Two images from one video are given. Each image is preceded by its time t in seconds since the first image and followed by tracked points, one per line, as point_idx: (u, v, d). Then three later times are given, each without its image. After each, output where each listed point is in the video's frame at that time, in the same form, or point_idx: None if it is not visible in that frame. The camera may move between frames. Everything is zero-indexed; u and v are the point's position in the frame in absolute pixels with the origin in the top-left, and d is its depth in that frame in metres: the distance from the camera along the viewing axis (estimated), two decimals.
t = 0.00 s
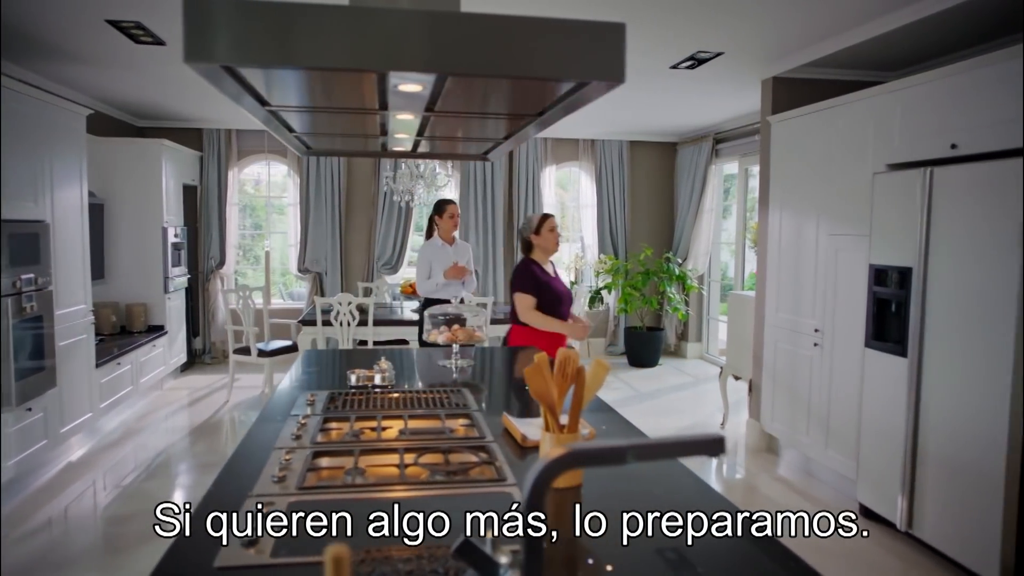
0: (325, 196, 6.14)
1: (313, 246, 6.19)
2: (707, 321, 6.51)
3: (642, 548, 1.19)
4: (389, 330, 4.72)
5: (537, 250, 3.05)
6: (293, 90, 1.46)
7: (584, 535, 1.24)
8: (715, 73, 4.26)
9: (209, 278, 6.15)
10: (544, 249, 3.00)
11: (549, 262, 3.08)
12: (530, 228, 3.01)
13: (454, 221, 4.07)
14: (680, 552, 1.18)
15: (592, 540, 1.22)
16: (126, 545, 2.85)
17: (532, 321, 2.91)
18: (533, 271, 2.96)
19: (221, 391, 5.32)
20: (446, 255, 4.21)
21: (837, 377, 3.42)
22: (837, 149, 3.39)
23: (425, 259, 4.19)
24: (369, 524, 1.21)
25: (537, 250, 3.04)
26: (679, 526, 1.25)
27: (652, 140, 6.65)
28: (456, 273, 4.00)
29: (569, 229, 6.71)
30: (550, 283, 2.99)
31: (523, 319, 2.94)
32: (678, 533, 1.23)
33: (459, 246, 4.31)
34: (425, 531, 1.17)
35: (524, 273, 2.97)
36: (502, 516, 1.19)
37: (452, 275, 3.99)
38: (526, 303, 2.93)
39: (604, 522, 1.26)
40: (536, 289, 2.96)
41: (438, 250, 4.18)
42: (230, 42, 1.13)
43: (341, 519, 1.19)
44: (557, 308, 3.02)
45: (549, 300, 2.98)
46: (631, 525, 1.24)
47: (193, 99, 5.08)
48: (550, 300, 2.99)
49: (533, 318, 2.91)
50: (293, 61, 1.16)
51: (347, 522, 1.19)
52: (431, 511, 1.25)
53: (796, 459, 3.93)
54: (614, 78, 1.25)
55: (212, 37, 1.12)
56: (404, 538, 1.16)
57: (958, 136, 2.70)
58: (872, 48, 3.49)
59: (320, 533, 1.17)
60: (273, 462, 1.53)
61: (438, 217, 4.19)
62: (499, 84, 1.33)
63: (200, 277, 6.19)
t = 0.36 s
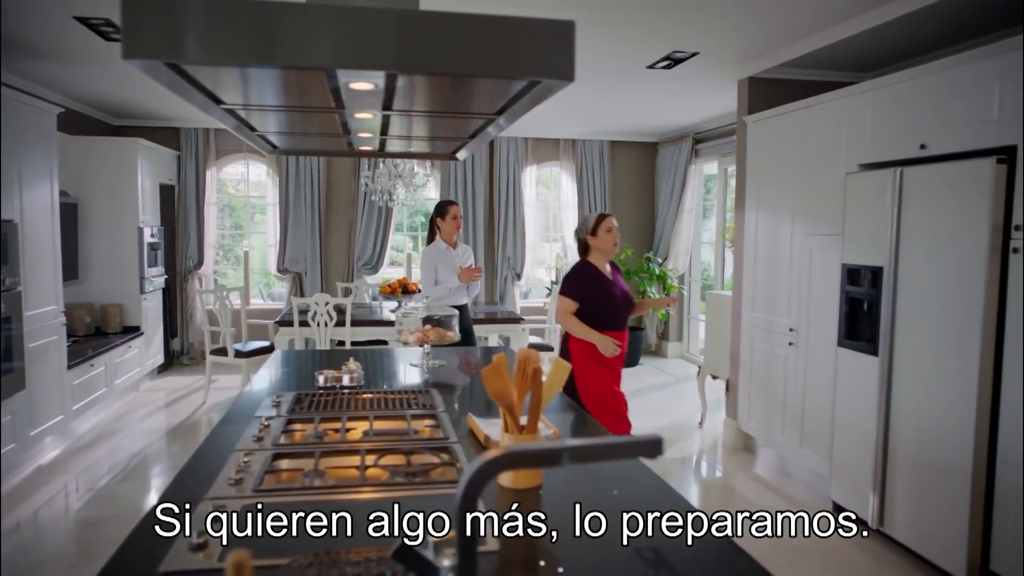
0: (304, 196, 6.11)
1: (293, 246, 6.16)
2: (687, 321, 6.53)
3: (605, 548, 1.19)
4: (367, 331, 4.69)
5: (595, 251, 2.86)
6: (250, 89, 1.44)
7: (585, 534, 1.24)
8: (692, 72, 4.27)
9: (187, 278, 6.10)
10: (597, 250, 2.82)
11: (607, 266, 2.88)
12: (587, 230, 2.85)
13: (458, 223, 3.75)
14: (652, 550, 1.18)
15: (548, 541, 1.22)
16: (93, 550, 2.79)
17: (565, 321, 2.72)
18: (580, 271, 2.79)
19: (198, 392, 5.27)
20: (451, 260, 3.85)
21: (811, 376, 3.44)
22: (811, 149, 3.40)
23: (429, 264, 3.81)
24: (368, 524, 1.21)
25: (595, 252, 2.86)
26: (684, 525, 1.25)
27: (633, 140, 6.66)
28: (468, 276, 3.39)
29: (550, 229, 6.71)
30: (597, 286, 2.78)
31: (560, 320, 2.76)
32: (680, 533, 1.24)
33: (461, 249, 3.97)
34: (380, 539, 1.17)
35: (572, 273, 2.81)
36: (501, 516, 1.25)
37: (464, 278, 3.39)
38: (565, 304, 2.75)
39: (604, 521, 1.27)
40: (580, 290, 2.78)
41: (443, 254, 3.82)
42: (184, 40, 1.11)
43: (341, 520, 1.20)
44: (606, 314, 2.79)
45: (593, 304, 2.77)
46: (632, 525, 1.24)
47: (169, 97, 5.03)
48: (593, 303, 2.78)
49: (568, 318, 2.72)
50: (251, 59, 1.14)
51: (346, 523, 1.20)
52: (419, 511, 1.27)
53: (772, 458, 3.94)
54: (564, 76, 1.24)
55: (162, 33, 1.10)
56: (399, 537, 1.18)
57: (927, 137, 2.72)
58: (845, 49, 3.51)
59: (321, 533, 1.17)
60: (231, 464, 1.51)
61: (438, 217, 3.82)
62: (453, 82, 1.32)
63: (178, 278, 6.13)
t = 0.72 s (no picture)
0: (282, 196, 6.07)
1: (270, 246, 6.12)
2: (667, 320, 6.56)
3: (560, 551, 1.18)
4: (343, 331, 4.67)
5: (647, 254, 3.09)
6: (199, 86, 1.42)
7: (585, 534, 1.24)
8: (666, 73, 4.28)
9: (163, 278, 6.03)
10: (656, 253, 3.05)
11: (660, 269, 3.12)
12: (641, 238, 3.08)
13: (463, 220, 3.53)
14: (616, 551, 1.18)
15: (501, 543, 1.21)
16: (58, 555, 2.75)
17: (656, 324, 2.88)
18: (648, 275, 2.99)
19: (173, 394, 5.22)
20: (453, 260, 3.66)
21: (784, 375, 3.45)
22: (783, 149, 3.42)
23: (430, 262, 3.62)
24: (370, 524, 1.18)
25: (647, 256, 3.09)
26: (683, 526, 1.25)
27: (612, 140, 6.68)
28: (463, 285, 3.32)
29: (529, 228, 6.71)
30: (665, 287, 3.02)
31: (642, 323, 2.92)
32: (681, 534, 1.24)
33: (466, 249, 3.75)
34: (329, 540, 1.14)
35: (637, 278, 2.98)
36: (501, 517, 1.26)
37: (459, 286, 3.31)
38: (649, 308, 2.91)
39: (605, 520, 1.27)
40: (653, 293, 2.96)
41: (445, 253, 3.63)
42: (135, 38, 1.10)
43: (341, 519, 1.19)
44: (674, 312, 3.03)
45: (666, 304, 2.99)
46: (632, 525, 1.24)
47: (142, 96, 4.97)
48: (666, 303, 3.00)
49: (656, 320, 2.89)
50: (213, 58, 1.14)
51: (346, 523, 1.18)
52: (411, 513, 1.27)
53: (746, 457, 3.97)
54: (509, 71, 1.25)
55: (115, 31, 1.09)
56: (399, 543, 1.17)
57: (894, 136, 2.74)
58: (816, 50, 3.53)
59: (322, 533, 1.15)
60: (185, 467, 1.49)
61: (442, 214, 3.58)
62: (404, 79, 1.31)
63: (153, 278, 6.06)
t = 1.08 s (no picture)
0: (264, 195, 6.04)
1: (252, 246, 6.08)
2: (651, 320, 6.57)
3: (528, 553, 1.18)
4: (323, 332, 4.65)
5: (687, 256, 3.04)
6: (151, 83, 1.40)
7: (585, 534, 1.24)
8: (646, 72, 4.28)
9: (144, 279, 5.98)
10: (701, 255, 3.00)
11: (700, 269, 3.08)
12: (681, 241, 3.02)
13: (462, 222, 3.48)
14: (575, 554, 1.18)
15: (462, 546, 1.19)
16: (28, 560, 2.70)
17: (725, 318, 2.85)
18: (689, 278, 2.96)
19: (153, 395, 5.17)
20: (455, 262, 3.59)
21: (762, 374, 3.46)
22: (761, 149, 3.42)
23: (429, 264, 3.56)
24: (368, 524, 1.24)
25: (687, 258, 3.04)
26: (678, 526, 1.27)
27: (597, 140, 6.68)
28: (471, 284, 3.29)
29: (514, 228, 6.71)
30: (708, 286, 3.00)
31: (710, 318, 2.86)
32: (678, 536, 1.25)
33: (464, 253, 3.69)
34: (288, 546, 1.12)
35: (682, 282, 2.94)
36: (501, 516, 1.26)
37: (465, 286, 3.27)
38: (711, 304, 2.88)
39: (605, 519, 1.27)
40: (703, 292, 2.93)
41: (444, 255, 3.57)
42: (104, 38, 1.11)
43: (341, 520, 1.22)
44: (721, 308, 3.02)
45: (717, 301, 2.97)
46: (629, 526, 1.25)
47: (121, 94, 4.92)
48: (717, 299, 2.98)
49: (722, 315, 2.85)
50: (189, 58, 1.16)
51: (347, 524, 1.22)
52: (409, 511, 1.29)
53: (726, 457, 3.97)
54: (458, 70, 1.23)
55: (89, 40, 1.11)
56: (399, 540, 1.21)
57: (869, 137, 2.75)
58: (793, 51, 3.54)
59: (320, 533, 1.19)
60: (142, 469, 1.46)
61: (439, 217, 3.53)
62: (358, 78, 1.31)
63: (134, 278, 6.01)
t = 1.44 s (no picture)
0: (256, 194, 6.02)
1: (245, 246, 6.07)
2: (644, 320, 6.56)
3: (514, 555, 1.18)
4: (314, 332, 4.63)
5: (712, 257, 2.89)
6: (112, 81, 1.37)
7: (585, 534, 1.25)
8: (636, 72, 4.27)
9: (136, 279, 5.96)
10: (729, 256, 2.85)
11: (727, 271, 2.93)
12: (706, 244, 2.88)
13: (473, 220, 3.30)
14: (540, 558, 1.17)
15: (428, 548, 1.18)
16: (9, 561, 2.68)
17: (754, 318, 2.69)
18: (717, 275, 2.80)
19: (144, 396, 5.14)
20: (464, 263, 3.36)
21: (750, 374, 3.44)
22: (749, 148, 3.41)
23: (439, 265, 3.32)
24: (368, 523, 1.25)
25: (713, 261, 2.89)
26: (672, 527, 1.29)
27: (590, 140, 6.68)
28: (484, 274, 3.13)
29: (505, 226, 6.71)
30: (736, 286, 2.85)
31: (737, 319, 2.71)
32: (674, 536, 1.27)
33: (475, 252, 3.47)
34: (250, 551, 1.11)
35: (711, 279, 2.79)
36: (501, 516, 1.26)
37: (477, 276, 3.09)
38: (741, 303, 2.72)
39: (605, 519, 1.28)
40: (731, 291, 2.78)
41: (454, 256, 3.33)
42: (88, 40, 1.10)
43: (341, 519, 1.23)
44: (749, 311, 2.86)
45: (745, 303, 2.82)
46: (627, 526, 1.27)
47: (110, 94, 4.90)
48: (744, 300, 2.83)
49: (750, 314, 2.70)
50: (171, 55, 1.14)
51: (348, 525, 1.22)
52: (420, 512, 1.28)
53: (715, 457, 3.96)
54: (416, 68, 1.22)
55: (68, 35, 1.08)
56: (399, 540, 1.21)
57: (854, 136, 2.74)
58: (781, 51, 3.53)
59: (321, 533, 1.19)
60: (110, 471, 1.45)
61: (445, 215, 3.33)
62: (320, 76, 1.30)
63: (126, 278, 5.99)
